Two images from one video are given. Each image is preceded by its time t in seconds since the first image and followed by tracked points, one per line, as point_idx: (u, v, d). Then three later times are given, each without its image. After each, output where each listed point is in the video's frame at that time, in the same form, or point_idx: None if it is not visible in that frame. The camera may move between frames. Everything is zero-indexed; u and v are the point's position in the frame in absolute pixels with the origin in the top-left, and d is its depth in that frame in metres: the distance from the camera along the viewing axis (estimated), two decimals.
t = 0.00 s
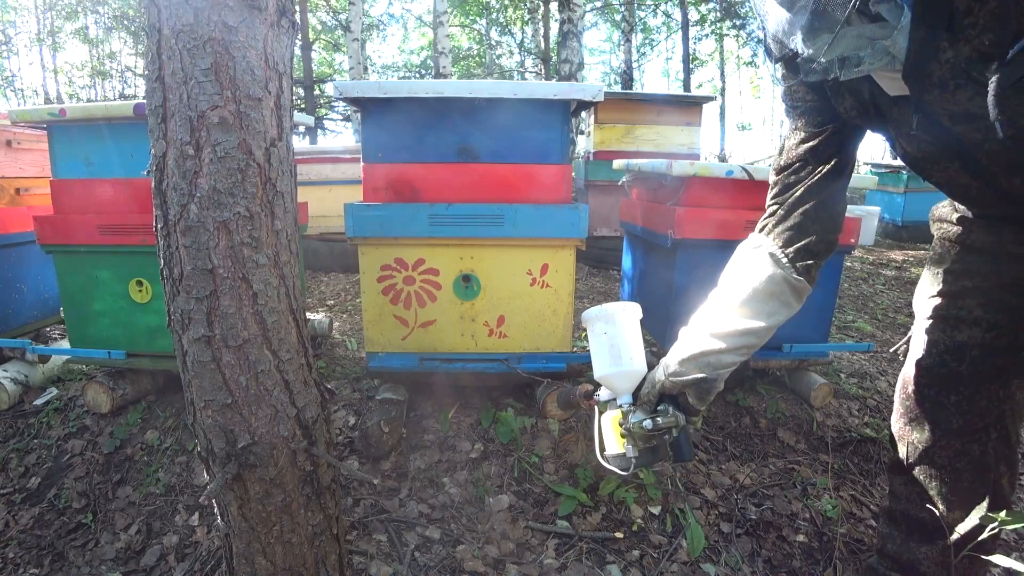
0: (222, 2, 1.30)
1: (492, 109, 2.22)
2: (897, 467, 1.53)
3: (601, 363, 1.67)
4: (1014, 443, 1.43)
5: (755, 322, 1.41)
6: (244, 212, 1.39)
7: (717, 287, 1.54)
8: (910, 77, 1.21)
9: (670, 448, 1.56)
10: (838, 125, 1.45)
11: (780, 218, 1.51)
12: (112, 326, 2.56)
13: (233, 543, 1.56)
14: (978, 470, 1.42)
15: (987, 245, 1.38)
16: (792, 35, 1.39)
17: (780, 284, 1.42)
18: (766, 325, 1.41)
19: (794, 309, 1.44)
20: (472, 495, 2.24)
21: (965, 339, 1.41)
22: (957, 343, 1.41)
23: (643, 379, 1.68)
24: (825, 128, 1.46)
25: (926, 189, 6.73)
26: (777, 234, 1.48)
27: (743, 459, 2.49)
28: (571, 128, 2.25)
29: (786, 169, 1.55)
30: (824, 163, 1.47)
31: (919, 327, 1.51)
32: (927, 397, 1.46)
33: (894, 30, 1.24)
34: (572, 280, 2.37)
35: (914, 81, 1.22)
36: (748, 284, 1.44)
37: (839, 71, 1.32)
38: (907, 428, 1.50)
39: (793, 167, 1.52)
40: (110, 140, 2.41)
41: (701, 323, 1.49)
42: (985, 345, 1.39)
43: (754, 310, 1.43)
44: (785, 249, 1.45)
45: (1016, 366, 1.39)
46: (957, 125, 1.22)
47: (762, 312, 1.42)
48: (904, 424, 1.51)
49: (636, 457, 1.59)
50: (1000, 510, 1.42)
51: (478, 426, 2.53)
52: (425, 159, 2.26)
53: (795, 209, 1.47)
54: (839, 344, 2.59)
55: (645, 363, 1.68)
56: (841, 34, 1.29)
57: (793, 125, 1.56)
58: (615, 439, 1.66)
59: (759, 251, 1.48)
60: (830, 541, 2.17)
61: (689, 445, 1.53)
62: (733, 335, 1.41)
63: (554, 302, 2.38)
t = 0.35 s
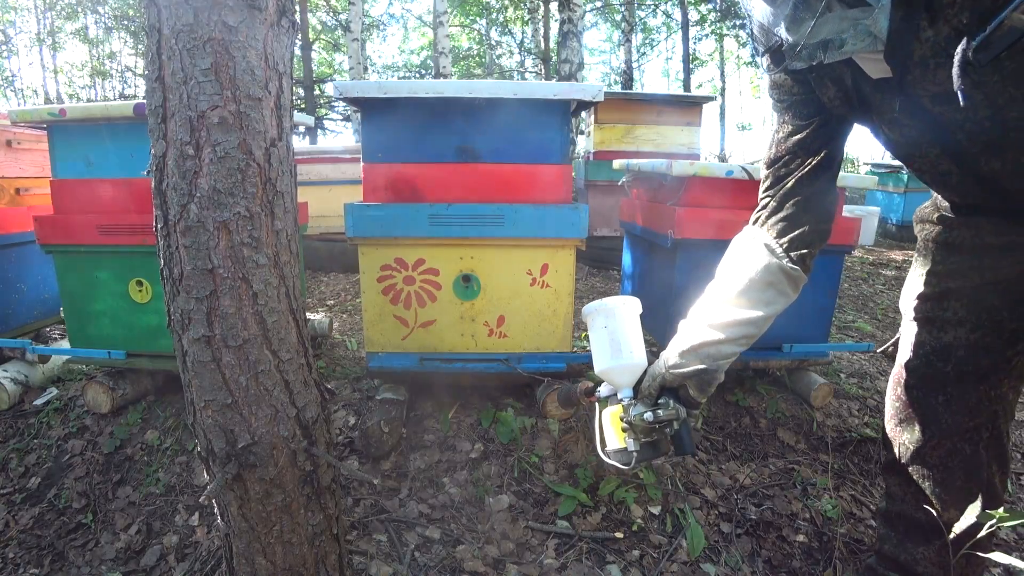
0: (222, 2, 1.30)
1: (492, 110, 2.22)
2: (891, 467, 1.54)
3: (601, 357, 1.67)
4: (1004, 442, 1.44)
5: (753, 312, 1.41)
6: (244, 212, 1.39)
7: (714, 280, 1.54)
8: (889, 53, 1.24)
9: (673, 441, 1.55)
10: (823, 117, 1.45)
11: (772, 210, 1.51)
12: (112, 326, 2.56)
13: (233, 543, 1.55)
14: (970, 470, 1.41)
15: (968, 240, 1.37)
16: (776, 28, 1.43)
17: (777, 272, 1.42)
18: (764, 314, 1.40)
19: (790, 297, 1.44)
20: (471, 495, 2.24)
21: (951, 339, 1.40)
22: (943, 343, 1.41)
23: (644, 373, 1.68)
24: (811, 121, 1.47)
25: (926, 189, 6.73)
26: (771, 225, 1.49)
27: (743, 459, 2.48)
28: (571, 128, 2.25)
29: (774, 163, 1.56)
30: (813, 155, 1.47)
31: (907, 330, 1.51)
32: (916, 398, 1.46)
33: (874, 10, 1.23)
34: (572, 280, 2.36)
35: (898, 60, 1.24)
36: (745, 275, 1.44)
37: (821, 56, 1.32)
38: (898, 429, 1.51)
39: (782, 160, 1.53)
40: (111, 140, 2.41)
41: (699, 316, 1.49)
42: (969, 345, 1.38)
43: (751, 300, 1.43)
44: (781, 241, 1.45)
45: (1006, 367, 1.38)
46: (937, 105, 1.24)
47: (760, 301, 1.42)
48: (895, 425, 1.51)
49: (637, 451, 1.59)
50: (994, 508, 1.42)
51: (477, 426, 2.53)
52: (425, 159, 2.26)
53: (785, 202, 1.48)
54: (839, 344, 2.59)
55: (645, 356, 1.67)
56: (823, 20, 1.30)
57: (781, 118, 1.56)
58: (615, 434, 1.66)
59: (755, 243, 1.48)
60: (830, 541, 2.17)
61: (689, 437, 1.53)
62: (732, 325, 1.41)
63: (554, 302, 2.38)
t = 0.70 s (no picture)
0: (222, 1, 1.30)
1: (492, 110, 2.22)
2: (891, 467, 1.54)
3: (601, 358, 1.66)
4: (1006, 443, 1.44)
5: (752, 312, 1.41)
6: (244, 212, 1.39)
7: (713, 280, 1.54)
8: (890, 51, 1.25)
9: (672, 441, 1.55)
10: (821, 116, 1.46)
11: (771, 210, 1.52)
12: (112, 326, 2.56)
13: (233, 543, 1.55)
14: (970, 470, 1.41)
15: (968, 239, 1.36)
16: (774, 25, 1.43)
17: (775, 273, 1.41)
18: (763, 315, 1.40)
19: (790, 297, 1.44)
20: (472, 495, 2.24)
21: (948, 340, 1.40)
22: (940, 344, 1.41)
23: (643, 374, 1.68)
24: (809, 121, 1.48)
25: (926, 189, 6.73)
26: (770, 225, 1.49)
27: (743, 459, 2.48)
28: (571, 129, 2.25)
29: (773, 162, 1.56)
30: (811, 156, 1.48)
31: (904, 330, 1.51)
32: (913, 398, 1.46)
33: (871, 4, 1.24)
34: (571, 280, 2.36)
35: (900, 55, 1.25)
36: (744, 275, 1.44)
37: (820, 50, 1.34)
38: (896, 430, 1.51)
39: (779, 160, 1.53)
40: (111, 140, 2.41)
41: (698, 315, 1.49)
42: (970, 346, 1.38)
43: (750, 301, 1.43)
44: (779, 240, 1.46)
45: (1000, 367, 1.38)
46: (938, 99, 1.24)
47: (759, 301, 1.42)
48: (893, 424, 1.52)
49: (636, 451, 1.59)
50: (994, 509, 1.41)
51: (477, 426, 2.53)
52: (425, 160, 2.27)
53: (783, 201, 1.49)
54: (839, 344, 2.59)
55: (645, 358, 1.67)
56: (823, 15, 1.31)
57: (778, 118, 1.57)
58: (615, 434, 1.68)
59: (754, 243, 1.48)
60: (830, 541, 2.17)
61: (689, 437, 1.52)
62: (731, 326, 1.41)
63: (554, 302, 2.38)
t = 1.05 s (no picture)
0: (222, 1, 1.30)
1: (492, 110, 2.22)
2: (891, 471, 1.54)
3: (599, 361, 1.67)
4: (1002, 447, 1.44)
5: (752, 316, 1.43)
6: (244, 212, 1.39)
7: (713, 282, 1.55)
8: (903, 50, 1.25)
9: (669, 444, 1.59)
10: (824, 116, 1.45)
11: (772, 211, 1.52)
12: (113, 326, 2.56)
13: (233, 543, 1.55)
14: (970, 475, 1.41)
15: (979, 241, 1.35)
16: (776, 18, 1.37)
17: (776, 277, 1.43)
18: (763, 319, 1.43)
19: (789, 301, 1.46)
20: (472, 495, 2.24)
21: (950, 346, 1.40)
22: (942, 349, 1.41)
23: (641, 376, 1.68)
24: (812, 121, 1.47)
25: (927, 188, 6.73)
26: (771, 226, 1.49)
27: (743, 459, 2.48)
28: (571, 129, 2.25)
29: (777, 162, 1.56)
30: (813, 157, 1.48)
31: (909, 334, 1.52)
32: (913, 404, 1.47)
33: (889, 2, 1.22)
34: (571, 280, 2.36)
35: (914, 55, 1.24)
36: (745, 279, 1.45)
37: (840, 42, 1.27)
38: (896, 434, 1.53)
39: (782, 161, 1.54)
40: (111, 139, 2.41)
41: (698, 318, 1.50)
42: (973, 361, 1.37)
43: (751, 304, 1.44)
44: (778, 243, 1.47)
45: (1002, 373, 1.38)
46: (950, 100, 1.22)
47: (758, 305, 1.44)
48: (894, 429, 1.54)
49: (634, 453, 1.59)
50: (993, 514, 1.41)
51: (477, 425, 2.53)
52: (425, 160, 2.26)
53: (784, 203, 1.49)
54: (839, 344, 2.58)
55: (643, 360, 1.68)
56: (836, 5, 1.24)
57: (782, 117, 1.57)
58: (613, 437, 1.64)
59: (755, 246, 1.49)
60: (830, 541, 2.17)
61: (687, 441, 1.57)
62: (730, 330, 1.43)
63: (554, 302, 2.38)
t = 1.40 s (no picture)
0: (222, 1, 1.30)
1: (492, 110, 2.22)
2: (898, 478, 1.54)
3: (599, 366, 1.67)
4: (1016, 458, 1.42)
5: (751, 328, 1.43)
6: (244, 212, 1.39)
7: (713, 288, 1.55)
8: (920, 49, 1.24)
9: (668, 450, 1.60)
10: (836, 117, 1.41)
11: (776, 217, 1.49)
12: (113, 326, 2.56)
13: (233, 543, 1.55)
14: (979, 486, 1.42)
15: (992, 248, 1.36)
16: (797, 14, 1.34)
17: (776, 288, 1.43)
18: (762, 329, 1.43)
19: (789, 309, 1.46)
20: (472, 495, 2.24)
21: (966, 357, 1.41)
22: (958, 359, 1.42)
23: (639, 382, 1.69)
24: (822, 122, 1.43)
25: (927, 188, 6.73)
26: (774, 228, 1.47)
27: (743, 459, 2.48)
28: (571, 129, 2.25)
29: (782, 165, 1.51)
30: (822, 162, 1.43)
31: (922, 339, 1.53)
32: (926, 415, 1.47)
33: None
34: (571, 280, 2.37)
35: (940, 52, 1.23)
36: (744, 289, 1.45)
37: (866, 27, 1.19)
38: (906, 443, 1.51)
39: (788, 164, 1.49)
40: (111, 139, 2.41)
41: (697, 326, 1.51)
42: (987, 365, 1.39)
43: (750, 315, 1.44)
44: (781, 250, 1.45)
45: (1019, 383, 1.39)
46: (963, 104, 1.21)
47: (759, 317, 1.44)
48: (903, 438, 1.53)
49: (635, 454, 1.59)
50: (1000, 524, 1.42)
51: (478, 426, 2.53)
52: (425, 159, 2.26)
53: (790, 209, 1.45)
54: (839, 344, 2.58)
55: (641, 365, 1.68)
56: None
57: (789, 117, 1.52)
58: (612, 442, 1.65)
59: (755, 253, 1.48)
60: (830, 541, 2.17)
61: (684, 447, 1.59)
62: (730, 340, 1.43)
63: (554, 302, 2.38)
